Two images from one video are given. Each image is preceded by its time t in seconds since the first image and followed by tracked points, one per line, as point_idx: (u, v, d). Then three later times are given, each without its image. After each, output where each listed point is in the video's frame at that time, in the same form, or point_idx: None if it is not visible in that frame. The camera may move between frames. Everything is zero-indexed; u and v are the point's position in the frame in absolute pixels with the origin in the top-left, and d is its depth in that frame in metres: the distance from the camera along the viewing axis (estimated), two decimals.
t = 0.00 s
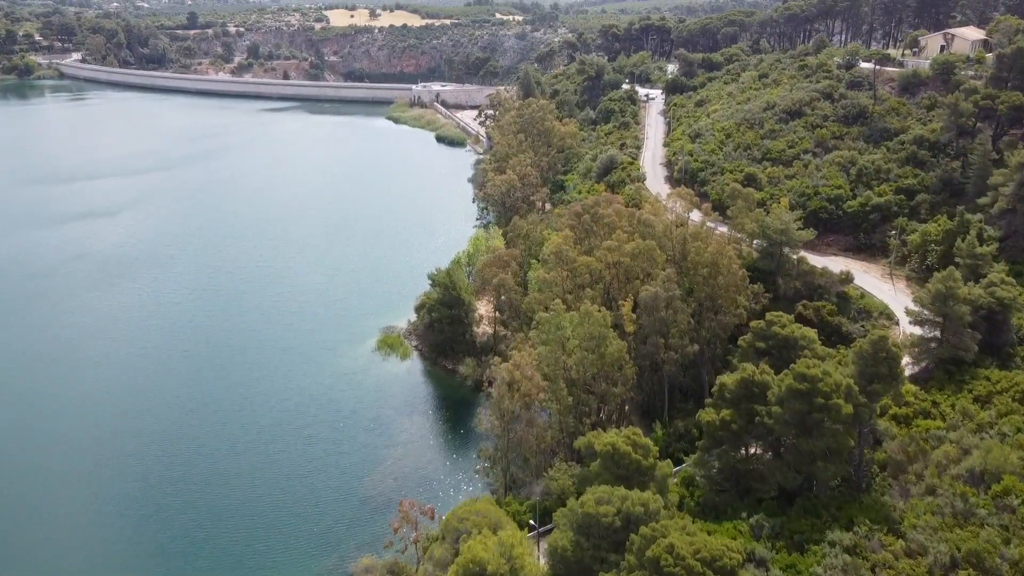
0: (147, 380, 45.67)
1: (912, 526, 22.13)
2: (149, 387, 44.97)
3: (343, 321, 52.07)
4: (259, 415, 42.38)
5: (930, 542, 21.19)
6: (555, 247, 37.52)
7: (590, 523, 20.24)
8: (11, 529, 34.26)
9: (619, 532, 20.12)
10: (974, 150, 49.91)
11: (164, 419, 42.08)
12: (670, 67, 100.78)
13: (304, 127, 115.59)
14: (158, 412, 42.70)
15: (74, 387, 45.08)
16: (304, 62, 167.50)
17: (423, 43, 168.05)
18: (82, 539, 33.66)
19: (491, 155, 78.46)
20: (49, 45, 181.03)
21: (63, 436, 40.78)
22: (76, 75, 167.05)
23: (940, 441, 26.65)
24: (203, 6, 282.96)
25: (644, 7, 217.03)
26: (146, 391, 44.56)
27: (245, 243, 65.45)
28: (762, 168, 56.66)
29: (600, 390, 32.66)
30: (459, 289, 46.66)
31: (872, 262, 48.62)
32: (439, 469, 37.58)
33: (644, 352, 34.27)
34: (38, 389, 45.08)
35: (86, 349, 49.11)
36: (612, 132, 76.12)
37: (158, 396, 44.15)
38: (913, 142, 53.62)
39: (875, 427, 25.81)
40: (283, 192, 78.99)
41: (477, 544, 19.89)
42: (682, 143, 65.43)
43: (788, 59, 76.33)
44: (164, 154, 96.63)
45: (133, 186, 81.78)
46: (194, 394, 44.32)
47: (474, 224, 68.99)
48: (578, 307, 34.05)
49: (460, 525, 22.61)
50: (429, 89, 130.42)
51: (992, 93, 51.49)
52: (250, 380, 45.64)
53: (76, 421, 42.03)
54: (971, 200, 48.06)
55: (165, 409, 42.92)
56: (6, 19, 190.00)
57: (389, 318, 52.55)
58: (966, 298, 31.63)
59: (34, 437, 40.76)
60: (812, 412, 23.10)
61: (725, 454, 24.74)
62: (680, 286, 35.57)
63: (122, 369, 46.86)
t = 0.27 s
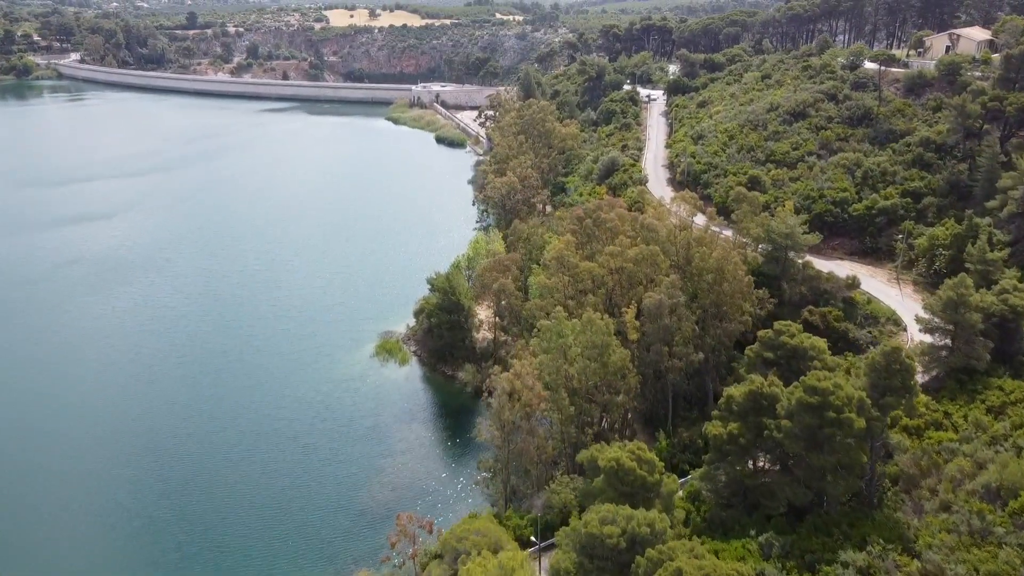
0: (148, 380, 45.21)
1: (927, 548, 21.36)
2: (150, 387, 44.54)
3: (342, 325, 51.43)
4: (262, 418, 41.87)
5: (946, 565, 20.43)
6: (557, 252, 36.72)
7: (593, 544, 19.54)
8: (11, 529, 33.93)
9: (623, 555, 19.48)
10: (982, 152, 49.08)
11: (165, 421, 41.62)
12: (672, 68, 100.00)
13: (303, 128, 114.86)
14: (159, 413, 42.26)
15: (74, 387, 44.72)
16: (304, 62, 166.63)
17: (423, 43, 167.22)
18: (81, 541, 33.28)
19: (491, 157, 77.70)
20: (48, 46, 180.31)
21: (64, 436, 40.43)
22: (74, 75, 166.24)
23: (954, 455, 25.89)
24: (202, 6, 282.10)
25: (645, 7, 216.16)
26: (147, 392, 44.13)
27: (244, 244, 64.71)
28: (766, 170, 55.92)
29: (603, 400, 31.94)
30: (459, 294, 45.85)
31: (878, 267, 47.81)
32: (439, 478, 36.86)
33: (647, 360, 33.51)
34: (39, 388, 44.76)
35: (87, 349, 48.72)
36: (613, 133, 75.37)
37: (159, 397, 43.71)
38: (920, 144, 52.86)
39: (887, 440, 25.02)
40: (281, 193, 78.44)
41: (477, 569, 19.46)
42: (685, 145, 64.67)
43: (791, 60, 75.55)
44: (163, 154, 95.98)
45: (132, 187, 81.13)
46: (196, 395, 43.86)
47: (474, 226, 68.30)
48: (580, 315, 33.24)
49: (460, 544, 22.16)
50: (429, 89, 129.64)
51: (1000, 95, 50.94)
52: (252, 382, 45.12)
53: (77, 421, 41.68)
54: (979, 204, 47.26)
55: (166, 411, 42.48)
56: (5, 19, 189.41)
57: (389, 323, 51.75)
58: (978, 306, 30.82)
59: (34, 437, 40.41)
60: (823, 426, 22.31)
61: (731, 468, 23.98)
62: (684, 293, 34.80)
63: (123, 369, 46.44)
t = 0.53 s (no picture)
0: (151, 380, 44.95)
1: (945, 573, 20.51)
2: (152, 388, 44.26)
3: (340, 330, 50.61)
4: (263, 421, 41.35)
5: None
6: (559, 258, 35.82)
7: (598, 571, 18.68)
8: (10, 529, 33.94)
9: None
10: (991, 155, 48.16)
11: (165, 423, 41.28)
12: (674, 68, 99.08)
13: (302, 129, 114.06)
14: (161, 415, 41.98)
15: (76, 386, 44.60)
16: (303, 62, 165.71)
17: (423, 43, 166.30)
18: (77, 544, 33.13)
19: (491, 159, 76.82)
20: (46, 46, 179.68)
21: (64, 436, 40.34)
22: (72, 75, 165.44)
23: (971, 472, 24.97)
24: (201, 6, 281.41)
25: (647, 7, 215.13)
26: (149, 393, 43.83)
27: (244, 246, 64.03)
28: (770, 173, 55.05)
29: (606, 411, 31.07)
30: (458, 300, 44.91)
31: (886, 272, 46.86)
32: (438, 489, 36.05)
33: (651, 371, 32.60)
34: (41, 386, 44.78)
35: (89, 347, 48.58)
36: (615, 135, 74.52)
37: (160, 398, 43.40)
38: (927, 146, 51.99)
39: (901, 457, 24.10)
40: (280, 194, 77.77)
41: None
42: (687, 147, 63.81)
43: (795, 60, 74.63)
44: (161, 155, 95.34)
45: (132, 188, 80.56)
46: (198, 397, 43.47)
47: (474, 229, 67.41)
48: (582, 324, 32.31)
49: (458, 568, 21.24)
50: (429, 90, 128.73)
51: (1010, 97, 50.42)
52: (254, 384, 44.61)
53: (79, 420, 41.62)
54: (988, 208, 46.34)
55: (167, 412, 42.18)
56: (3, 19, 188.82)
57: (387, 328, 50.85)
58: (993, 315, 29.86)
59: (34, 436, 40.33)
60: (835, 444, 21.44)
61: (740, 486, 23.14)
62: (689, 301, 33.87)
63: (125, 368, 46.24)
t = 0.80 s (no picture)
0: (146, 387, 44.23)
1: None
2: (148, 396, 43.53)
3: (338, 335, 49.86)
4: (260, 430, 40.58)
5: None
6: (560, 265, 35.02)
7: None
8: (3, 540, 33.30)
9: None
10: (1000, 158, 47.35)
11: (160, 431, 40.52)
12: (675, 69, 98.28)
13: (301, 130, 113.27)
14: (156, 423, 41.26)
15: (70, 393, 43.88)
16: (302, 62, 164.88)
17: (423, 43, 165.47)
18: (68, 556, 32.32)
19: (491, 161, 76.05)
20: (45, 47, 179.12)
21: (58, 444, 39.66)
22: (70, 75, 164.74)
23: (987, 488, 24.17)
24: (201, 6, 280.79)
25: (647, 7, 214.19)
26: (144, 401, 43.10)
27: (241, 251, 63.35)
28: (774, 175, 54.23)
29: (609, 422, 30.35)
30: (457, 306, 44.11)
31: (892, 277, 46.05)
32: (438, 500, 35.28)
33: (655, 380, 31.81)
34: (35, 392, 44.12)
35: (83, 353, 47.95)
36: (616, 136, 73.74)
37: (156, 406, 42.68)
38: (933, 149, 51.17)
39: (915, 474, 23.30)
40: (278, 198, 77.10)
41: None
42: (690, 149, 63.03)
43: (798, 61, 73.81)
44: (159, 158, 94.69)
45: (129, 191, 79.90)
46: (194, 405, 42.75)
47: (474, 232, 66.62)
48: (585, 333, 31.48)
49: None
50: (428, 90, 127.93)
51: (1018, 98, 49.50)
52: (251, 392, 43.86)
53: (73, 428, 40.88)
54: (997, 211, 45.52)
55: (162, 420, 41.47)
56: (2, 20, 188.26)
57: (385, 334, 50.06)
58: (1008, 323, 28.95)
59: (28, 444, 39.67)
60: (848, 462, 20.68)
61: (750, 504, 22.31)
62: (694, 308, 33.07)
63: (121, 375, 45.53)
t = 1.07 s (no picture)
0: (139, 396, 43.29)
1: None
2: (140, 404, 42.59)
3: (335, 341, 49.03)
4: (254, 440, 39.65)
5: None
6: (562, 271, 34.20)
7: None
8: None
9: None
10: (1008, 161, 46.53)
11: (152, 441, 39.59)
12: (676, 69, 97.46)
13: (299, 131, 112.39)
14: (148, 432, 40.33)
15: (63, 401, 43.05)
16: (301, 63, 163.94)
17: (423, 43, 164.59)
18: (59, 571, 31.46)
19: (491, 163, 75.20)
20: (42, 47, 178.20)
21: (50, 454, 38.78)
22: (68, 75, 163.81)
23: (1005, 505, 23.39)
24: (199, 6, 279.92)
25: (648, 7, 213.25)
26: (137, 410, 42.15)
27: (237, 256, 62.41)
28: (779, 178, 53.38)
29: (612, 433, 29.53)
30: (456, 312, 43.28)
31: (900, 282, 45.18)
32: (437, 512, 34.45)
33: (659, 391, 30.99)
34: (27, 400, 43.27)
35: (77, 360, 47.10)
36: (617, 138, 72.90)
37: (149, 416, 41.76)
38: (940, 151, 50.35)
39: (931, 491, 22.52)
40: (277, 201, 76.27)
41: None
42: (692, 151, 62.20)
43: (802, 61, 72.96)
44: (156, 160, 93.85)
45: (125, 194, 79.06)
46: (187, 414, 41.82)
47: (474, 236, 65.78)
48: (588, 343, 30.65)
49: None
50: (428, 91, 127.08)
51: None
52: (246, 400, 42.93)
53: (63, 438, 39.93)
54: (1006, 215, 44.70)
55: (157, 428, 40.64)
56: None
57: (384, 340, 49.22)
58: None
59: (19, 454, 38.78)
60: (863, 481, 19.94)
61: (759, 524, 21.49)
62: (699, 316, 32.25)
63: (114, 383, 44.66)
